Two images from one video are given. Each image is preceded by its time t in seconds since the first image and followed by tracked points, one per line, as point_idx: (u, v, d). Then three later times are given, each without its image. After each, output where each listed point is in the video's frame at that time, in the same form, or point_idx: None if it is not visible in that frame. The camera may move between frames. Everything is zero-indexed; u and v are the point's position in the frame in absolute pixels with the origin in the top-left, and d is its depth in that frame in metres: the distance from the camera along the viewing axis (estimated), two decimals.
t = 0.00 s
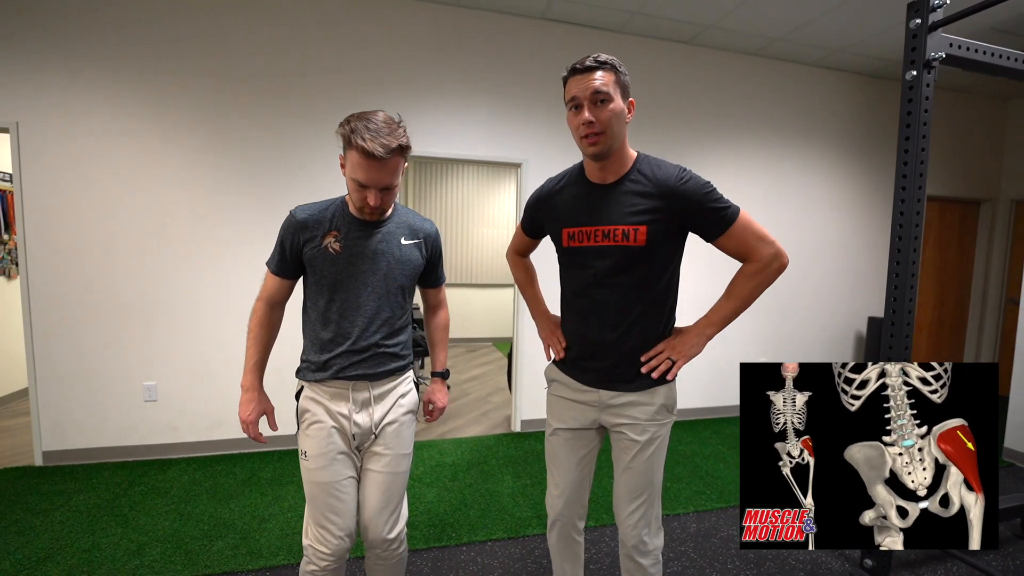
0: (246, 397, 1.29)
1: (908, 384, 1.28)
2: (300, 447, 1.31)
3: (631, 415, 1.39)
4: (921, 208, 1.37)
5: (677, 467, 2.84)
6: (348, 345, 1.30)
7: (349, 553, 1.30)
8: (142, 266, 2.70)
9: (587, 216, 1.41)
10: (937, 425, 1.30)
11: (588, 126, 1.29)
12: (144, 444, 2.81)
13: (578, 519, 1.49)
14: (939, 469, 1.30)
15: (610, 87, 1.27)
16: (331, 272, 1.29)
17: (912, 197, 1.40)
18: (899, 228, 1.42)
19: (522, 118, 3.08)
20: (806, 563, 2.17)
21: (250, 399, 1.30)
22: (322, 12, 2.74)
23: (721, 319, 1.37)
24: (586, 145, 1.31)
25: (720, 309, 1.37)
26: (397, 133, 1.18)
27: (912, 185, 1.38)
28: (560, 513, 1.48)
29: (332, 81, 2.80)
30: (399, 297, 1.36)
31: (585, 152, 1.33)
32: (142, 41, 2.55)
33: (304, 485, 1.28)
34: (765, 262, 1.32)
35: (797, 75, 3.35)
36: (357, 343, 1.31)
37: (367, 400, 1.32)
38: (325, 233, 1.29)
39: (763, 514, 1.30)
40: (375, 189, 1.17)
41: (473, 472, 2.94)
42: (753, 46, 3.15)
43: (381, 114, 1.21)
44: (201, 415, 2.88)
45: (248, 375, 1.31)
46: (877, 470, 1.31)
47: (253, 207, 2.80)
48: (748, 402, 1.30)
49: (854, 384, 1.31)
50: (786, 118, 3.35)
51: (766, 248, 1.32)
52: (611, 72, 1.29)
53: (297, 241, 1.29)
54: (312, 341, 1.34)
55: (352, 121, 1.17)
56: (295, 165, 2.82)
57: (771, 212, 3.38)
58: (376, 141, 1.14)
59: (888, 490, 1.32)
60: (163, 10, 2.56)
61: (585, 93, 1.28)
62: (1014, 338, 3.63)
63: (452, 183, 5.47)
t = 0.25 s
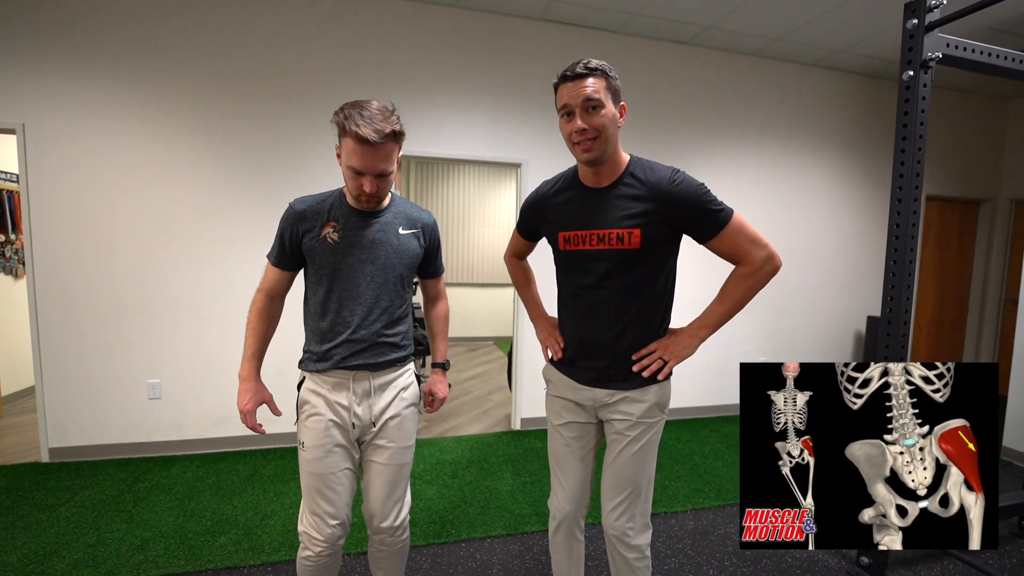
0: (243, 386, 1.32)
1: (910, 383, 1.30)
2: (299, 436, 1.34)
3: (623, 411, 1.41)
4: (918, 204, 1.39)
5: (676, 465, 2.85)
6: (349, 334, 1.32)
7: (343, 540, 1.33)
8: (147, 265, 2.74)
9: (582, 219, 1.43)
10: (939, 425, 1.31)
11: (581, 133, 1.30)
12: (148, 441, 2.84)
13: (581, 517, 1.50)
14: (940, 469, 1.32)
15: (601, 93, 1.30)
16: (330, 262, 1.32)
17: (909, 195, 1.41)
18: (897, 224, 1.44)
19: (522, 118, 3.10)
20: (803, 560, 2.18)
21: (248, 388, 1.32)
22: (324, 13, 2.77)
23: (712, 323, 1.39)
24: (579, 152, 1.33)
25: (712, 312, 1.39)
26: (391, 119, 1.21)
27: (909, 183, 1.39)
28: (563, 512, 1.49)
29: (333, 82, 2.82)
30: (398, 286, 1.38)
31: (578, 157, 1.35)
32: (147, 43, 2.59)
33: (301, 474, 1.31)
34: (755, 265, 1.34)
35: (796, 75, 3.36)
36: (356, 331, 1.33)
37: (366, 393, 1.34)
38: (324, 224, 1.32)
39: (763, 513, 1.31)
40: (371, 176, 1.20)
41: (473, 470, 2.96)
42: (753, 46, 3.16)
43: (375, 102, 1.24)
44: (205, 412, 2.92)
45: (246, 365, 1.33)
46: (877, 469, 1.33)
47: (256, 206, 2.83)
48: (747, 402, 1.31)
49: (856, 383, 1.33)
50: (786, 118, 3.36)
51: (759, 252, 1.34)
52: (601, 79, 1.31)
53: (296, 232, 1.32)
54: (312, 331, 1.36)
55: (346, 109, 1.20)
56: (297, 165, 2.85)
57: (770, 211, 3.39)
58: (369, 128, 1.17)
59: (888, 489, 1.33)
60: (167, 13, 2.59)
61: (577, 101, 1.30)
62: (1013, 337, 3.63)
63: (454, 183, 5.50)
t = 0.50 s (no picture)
0: (250, 377, 1.34)
1: (913, 382, 1.31)
2: (300, 429, 1.35)
3: (623, 411, 1.43)
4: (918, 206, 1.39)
5: (677, 465, 2.86)
6: (352, 325, 1.33)
7: (342, 528, 1.37)
8: (154, 265, 2.78)
9: (579, 220, 1.44)
10: (941, 425, 1.33)
11: (575, 136, 1.32)
12: (154, 438, 2.88)
13: (580, 516, 1.52)
14: (941, 469, 1.33)
15: (595, 96, 1.31)
16: (333, 254, 1.34)
17: (909, 196, 1.42)
18: (897, 226, 1.45)
19: (524, 119, 3.12)
20: (803, 561, 2.19)
21: (256, 379, 1.34)
22: (329, 16, 2.80)
23: (710, 323, 1.40)
24: (575, 155, 1.35)
25: (710, 312, 1.40)
26: (389, 111, 1.23)
27: (909, 185, 1.40)
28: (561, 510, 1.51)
29: (338, 84, 2.86)
30: (400, 277, 1.40)
31: (573, 160, 1.36)
32: (155, 46, 2.63)
33: (301, 465, 1.34)
34: (753, 263, 1.35)
35: (799, 76, 3.37)
36: (359, 322, 1.34)
37: (369, 388, 1.35)
38: (326, 217, 1.34)
39: (763, 514, 1.32)
40: (370, 167, 1.23)
41: (474, 469, 2.98)
42: (755, 47, 3.17)
43: (374, 95, 1.26)
44: (210, 411, 2.95)
45: (251, 357, 1.36)
46: (878, 467, 1.34)
47: (261, 207, 2.87)
48: (748, 402, 1.32)
49: (859, 382, 1.34)
50: (789, 119, 3.37)
51: (755, 251, 1.35)
52: (596, 82, 1.32)
53: (299, 226, 1.35)
54: (316, 324, 1.38)
55: (345, 103, 1.22)
56: (301, 166, 2.88)
57: (772, 212, 3.40)
58: (368, 120, 1.19)
59: (888, 488, 1.34)
60: (174, 16, 2.63)
61: (571, 105, 1.32)
62: (1017, 339, 3.62)
63: (457, 183, 5.52)
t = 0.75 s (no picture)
0: (259, 377, 1.38)
1: (916, 382, 1.32)
2: (304, 426, 1.37)
3: (623, 409, 1.45)
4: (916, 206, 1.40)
5: (677, 463, 2.88)
6: (356, 323, 1.36)
7: (344, 522, 1.41)
8: (161, 265, 2.82)
9: (578, 221, 1.46)
10: (942, 425, 1.35)
11: (573, 136, 1.35)
12: (161, 436, 2.93)
13: (578, 514, 1.54)
14: (942, 469, 1.35)
15: (592, 97, 1.33)
16: (337, 254, 1.36)
17: (907, 196, 1.42)
18: (895, 226, 1.45)
19: (525, 119, 3.14)
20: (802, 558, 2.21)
21: (263, 378, 1.38)
22: (332, 18, 2.83)
23: (709, 319, 1.42)
24: (573, 155, 1.38)
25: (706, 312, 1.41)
26: (391, 113, 1.26)
27: (907, 184, 1.40)
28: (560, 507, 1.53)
29: (341, 86, 2.89)
30: (403, 277, 1.42)
31: (572, 160, 1.39)
32: (162, 49, 2.67)
33: (304, 460, 1.36)
34: (749, 263, 1.37)
35: (800, 76, 3.37)
36: (364, 320, 1.36)
37: (372, 386, 1.37)
38: (329, 218, 1.37)
39: (763, 513, 1.33)
40: (373, 169, 1.26)
41: (476, 466, 3.01)
42: (756, 47, 3.18)
43: (376, 98, 1.29)
44: (216, 408, 2.99)
45: (259, 358, 1.39)
46: (879, 465, 1.35)
47: (266, 207, 2.91)
48: (748, 401, 1.33)
49: (862, 380, 1.35)
50: (789, 118, 3.38)
51: (753, 251, 1.37)
52: (593, 83, 1.34)
53: (304, 227, 1.38)
54: (321, 323, 1.41)
55: (348, 105, 1.25)
56: (305, 167, 2.92)
57: (773, 211, 3.40)
58: (370, 121, 1.22)
59: (888, 486, 1.35)
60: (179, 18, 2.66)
61: (568, 105, 1.34)
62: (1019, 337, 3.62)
63: (459, 183, 5.55)
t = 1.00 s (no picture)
0: (267, 377, 1.41)
1: (918, 380, 1.33)
2: (310, 425, 1.40)
3: (623, 408, 1.47)
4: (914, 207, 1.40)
5: (679, 461, 2.90)
6: (362, 323, 1.39)
7: (349, 520, 1.44)
8: (170, 267, 2.87)
9: (579, 218, 1.49)
10: (945, 425, 1.35)
11: (575, 133, 1.37)
12: (169, 434, 2.98)
13: (578, 510, 1.57)
14: (942, 469, 1.36)
15: (594, 95, 1.36)
16: (343, 255, 1.40)
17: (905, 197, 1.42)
18: (893, 226, 1.45)
19: (527, 121, 3.18)
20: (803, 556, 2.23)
21: (271, 379, 1.42)
22: (336, 23, 2.87)
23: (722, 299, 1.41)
24: (574, 152, 1.40)
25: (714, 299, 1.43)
26: (397, 118, 1.30)
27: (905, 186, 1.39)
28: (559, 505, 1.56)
29: (346, 89, 2.93)
30: (408, 277, 1.46)
31: (573, 157, 1.41)
32: (171, 55, 2.72)
33: (310, 457, 1.39)
34: (757, 241, 1.38)
35: (800, 77, 3.39)
36: (370, 320, 1.40)
37: (378, 386, 1.41)
38: (336, 220, 1.41)
39: (763, 514, 1.35)
40: (379, 172, 1.29)
41: (479, 465, 3.04)
42: (756, 48, 3.20)
43: (382, 103, 1.32)
44: (223, 407, 3.04)
45: (267, 358, 1.43)
46: (879, 463, 1.37)
47: (272, 209, 2.96)
48: (748, 400, 1.34)
49: (865, 378, 1.35)
50: (790, 119, 3.39)
51: (756, 229, 1.38)
52: (594, 82, 1.38)
53: (311, 230, 1.41)
54: (328, 323, 1.44)
55: (356, 110, 1.28)
56: (311, 169, 2.97)
57: (774, 211, 3.42)
58: (377, 126, 1.25)
59: (888, 485, 1.37)
60: (188, 24, 2.72)
61: (570, 102, 1.37)
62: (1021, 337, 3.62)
63: (463, 184, 5.60)
